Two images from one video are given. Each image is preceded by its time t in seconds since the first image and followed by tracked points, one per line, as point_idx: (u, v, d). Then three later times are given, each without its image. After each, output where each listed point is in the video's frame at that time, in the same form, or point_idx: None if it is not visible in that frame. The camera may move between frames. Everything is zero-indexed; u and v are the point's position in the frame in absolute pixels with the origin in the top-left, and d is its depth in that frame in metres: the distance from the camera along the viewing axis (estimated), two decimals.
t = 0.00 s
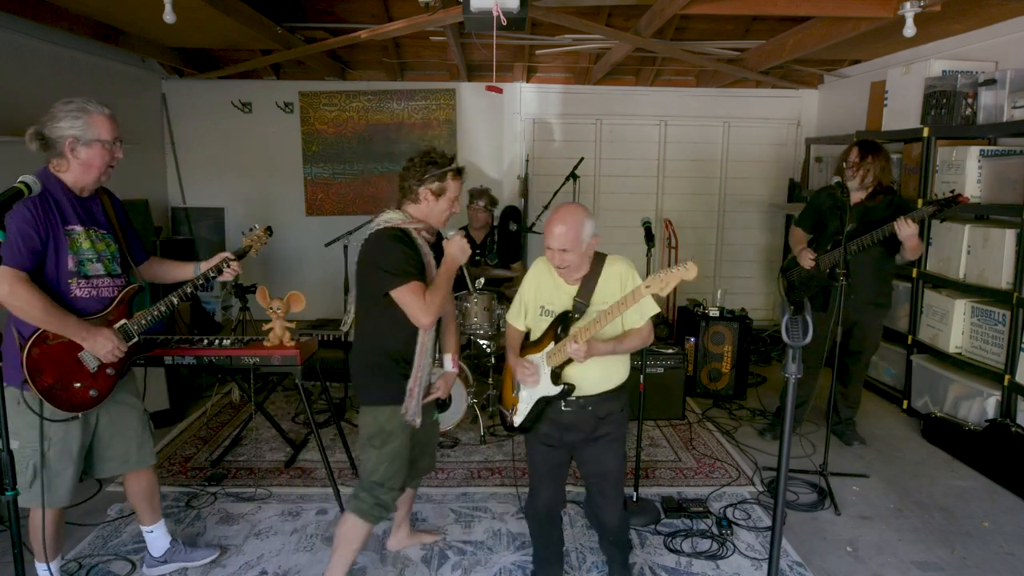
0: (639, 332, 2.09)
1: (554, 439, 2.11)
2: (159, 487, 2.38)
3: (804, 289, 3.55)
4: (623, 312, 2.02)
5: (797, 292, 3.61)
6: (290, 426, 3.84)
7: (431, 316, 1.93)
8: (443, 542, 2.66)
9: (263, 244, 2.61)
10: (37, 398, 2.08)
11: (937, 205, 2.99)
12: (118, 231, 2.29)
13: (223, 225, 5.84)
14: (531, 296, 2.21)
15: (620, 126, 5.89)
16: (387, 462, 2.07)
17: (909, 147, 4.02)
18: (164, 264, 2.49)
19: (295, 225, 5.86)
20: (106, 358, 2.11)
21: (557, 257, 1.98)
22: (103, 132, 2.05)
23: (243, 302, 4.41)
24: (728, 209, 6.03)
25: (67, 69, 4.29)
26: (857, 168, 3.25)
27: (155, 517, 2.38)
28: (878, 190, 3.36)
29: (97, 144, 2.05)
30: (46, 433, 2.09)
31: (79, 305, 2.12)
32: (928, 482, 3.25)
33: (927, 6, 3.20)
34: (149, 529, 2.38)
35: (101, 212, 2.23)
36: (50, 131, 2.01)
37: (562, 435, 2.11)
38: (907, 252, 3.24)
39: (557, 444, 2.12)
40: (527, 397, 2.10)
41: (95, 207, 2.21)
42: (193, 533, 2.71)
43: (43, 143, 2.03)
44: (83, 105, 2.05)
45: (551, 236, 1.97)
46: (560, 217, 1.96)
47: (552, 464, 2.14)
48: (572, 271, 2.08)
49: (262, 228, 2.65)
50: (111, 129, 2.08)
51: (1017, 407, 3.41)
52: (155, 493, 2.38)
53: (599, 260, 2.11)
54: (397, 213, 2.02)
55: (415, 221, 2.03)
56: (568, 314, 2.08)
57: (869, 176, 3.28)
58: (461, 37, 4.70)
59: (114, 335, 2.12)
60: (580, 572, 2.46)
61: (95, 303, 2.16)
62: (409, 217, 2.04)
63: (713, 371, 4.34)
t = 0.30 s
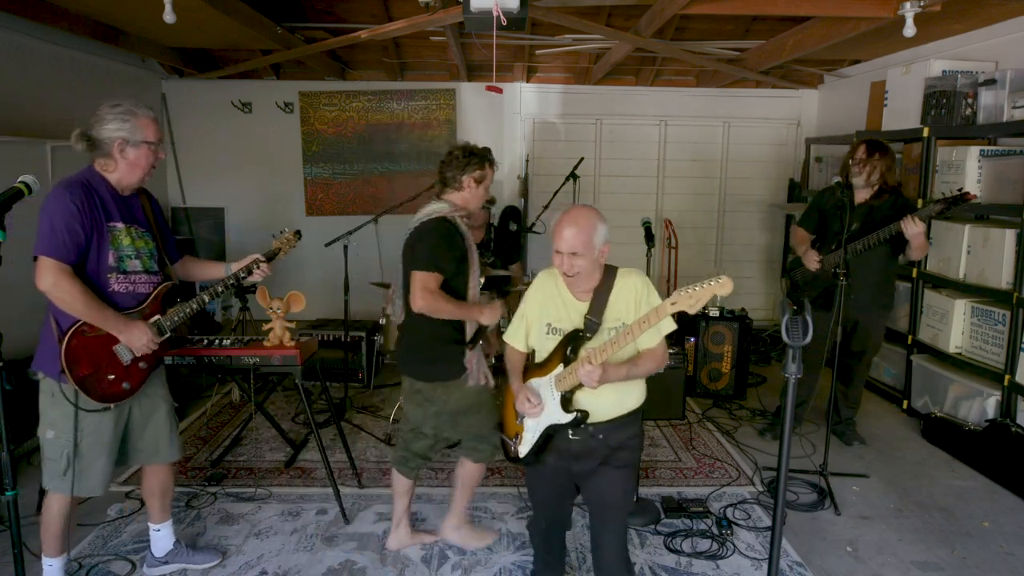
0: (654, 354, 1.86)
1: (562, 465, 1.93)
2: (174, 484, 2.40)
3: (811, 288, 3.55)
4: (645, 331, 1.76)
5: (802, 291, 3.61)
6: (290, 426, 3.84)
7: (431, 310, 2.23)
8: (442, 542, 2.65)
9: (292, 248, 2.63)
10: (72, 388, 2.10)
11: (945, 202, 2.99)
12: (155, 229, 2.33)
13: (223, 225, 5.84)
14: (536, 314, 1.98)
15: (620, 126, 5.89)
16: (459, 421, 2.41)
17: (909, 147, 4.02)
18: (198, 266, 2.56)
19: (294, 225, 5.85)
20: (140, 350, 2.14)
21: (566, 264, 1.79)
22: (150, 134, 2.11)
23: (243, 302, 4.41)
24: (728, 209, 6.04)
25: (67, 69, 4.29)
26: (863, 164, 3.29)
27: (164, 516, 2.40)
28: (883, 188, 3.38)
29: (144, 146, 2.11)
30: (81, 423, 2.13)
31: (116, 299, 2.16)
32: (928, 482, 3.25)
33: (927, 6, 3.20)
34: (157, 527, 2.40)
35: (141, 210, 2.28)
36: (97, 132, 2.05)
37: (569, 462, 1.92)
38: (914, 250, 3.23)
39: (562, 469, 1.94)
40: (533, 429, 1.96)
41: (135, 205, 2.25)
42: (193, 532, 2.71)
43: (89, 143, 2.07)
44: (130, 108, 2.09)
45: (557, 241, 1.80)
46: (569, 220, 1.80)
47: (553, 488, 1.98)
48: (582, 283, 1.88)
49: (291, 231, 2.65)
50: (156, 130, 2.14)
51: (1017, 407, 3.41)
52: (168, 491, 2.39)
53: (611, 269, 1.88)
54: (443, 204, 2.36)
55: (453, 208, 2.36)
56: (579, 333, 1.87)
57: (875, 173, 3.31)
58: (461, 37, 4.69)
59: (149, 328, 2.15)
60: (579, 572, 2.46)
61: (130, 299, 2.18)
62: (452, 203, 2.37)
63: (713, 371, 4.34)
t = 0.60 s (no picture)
0: (672, 356, 1.67)
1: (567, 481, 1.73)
2: (180, 482, 2.39)
3: (807, 289, 3.55)
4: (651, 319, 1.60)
5: (799, 291, 3.61)
6: (290, 426, 3.84)
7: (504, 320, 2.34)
8: (442, 542, 2.66)
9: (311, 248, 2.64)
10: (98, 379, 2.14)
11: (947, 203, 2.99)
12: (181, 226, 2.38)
13: (223, 225, 5.84)
14: (543, 318, 1.84)
15: (620, 126, 5.89)
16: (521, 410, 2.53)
17: (909, 147, 4.02)
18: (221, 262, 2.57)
19: (294, 225, 5.85)
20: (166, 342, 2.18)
21: (570, 263, 1.67)
22: (175, 133, 2.17)
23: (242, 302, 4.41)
24: (728, 209, 6.03)
25: (67, 69, 4.29)
26: (861, 166, 3.29)
27: (167, 515, 2.39)
28: (881, 188, 3.38)
29: (170, 144, 2.17)
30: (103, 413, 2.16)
31: (143, 293, 2.20)
32: (928, 482, 3.25)
33: (927, 6, 3.20)
34: (159, 526, 2.40)
35: (167, 208, 2.33)
36: (125, 132, 2.12)
37: (576, 477, 1.72)
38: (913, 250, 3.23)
39: (569, 488, 1.73)
40: (539, 439, 1.78)
41: (162, 203, 2.31)
42: (193, 533, 2.71)
43: (118, 143, 2.15)
44: (155, 107, 2.16)
45: (561, 238, 1.68)
46: (572, 215, 1.68)
47: (554, 511, 1.76)
48: (591, 283, 1.73)
49: (311, 230, 2.66)
50: (181, 129, 2.20)
51: (1017, 407, 3.41)
52: (174, 488, 2.39)
53: (620, 269, 1.73)
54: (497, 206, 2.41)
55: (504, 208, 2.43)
56: (585, 331, 1.71)
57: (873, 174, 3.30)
58: (461, 37, 4.69)
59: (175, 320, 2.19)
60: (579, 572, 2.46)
61: (157, 293, 2.22)
62: (500, 202, 2.44)
63: (713, 371, 4.34)
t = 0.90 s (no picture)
0: (643, 366, 1.62)
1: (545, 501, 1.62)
2: (182, 481, 2.39)
3: (797, 286, 3.58)
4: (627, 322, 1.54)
5: (789, 290, 3.63)
6: (290, 426, 3.84)
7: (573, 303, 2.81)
8: (443, 542, 2.66)
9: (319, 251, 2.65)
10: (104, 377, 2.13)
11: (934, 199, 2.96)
12: (191, 228, 2.38)
13: (223, 225, 5.84)
14: (508, 329, 1.72)
15: (620, 126, 5.89)
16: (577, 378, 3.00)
17: (909, 147, 4.02)
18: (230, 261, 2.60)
19: (294, 225, 5.85)
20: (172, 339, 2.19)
21: (536, 264, 1.58)
22: (186, 134, 2.17)
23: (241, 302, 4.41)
24: (728, 209, 6.03)
25: (66, 69, 4.29)
26: (848, 161, 3.27)
27: (168, 516, 2.39)
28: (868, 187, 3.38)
29: (180, 145, 2.17)
30: (109, 411, 2.16)
31: (150, 292, 2.20)
32: (928, 482, 3.25)
33: (927, 6, 3.20)
34: (160, 526, 2.40)
35: (178, 209, 2.32)
36: (137, 132, 2.13)
37: (547, 494, 1.62)
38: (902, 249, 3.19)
39: (540, 505, 1.63)
40: (507, 453, 1.63)
41: (173, 203, 2.30)
42: (193, 533, 2.71)
43: (130, 143, 2.15)
44: (168, 109, 2.17)
45: (527, 240, 1.59)
46: (539, 216, 1.59)
47: (530, 533, 1.67)
48: (556, 289, 1.64)
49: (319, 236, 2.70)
50: (192, 130, 2.20)
51: (1017, 408, 3.41)
52: (176, 488, 2.39)
53: (588, 277, 1.65)
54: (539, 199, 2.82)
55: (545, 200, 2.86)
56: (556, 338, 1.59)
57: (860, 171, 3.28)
58: (461, 37, 4.69)
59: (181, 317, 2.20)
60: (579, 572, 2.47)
61: (164, 291, 2.22)
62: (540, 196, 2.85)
63: (713, 371, 4.34)
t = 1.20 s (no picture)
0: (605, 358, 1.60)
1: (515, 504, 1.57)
2: (182, 482, 2.40)
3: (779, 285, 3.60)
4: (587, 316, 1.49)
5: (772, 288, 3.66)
6: (290, 426, 3.84)
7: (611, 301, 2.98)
8: (443, 542, 2.66)
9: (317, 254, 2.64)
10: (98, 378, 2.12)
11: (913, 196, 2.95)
12: (189, 229, 2.37)
13: (223, 225, 5.84)
14: (464, 333, 1.68)
15: (620, 126, 5.89)
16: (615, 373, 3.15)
17: (909, 147, 4.02)
18: (227, 263, 2.56)
19: (295, 225, 5.86)
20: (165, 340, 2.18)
21: (492, 268, 1.53)
22: (184, 133, 2.17)
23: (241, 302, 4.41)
24: (728, 209, 6.03)
25: (67, 69, 4.29)
26: (826, 161, 3.30)
27: (168, 515, 2.40)
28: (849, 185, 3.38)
29: (178, 145, 2.17)
30: (104, 412, 2.15)
31: (146, 293, 2.19)
32: (928, 482, 3.25)
33: (927, 6, 3.20)
34: (160, 526, 2.40)
35: (176, 210, 2.32)
36: (135, 132, 2.13)
37: (516, 500, 1.59)
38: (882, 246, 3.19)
39: (505, 510, 1.61)
40: (470, 460, 1.59)
41: (171, 204, 2.30)
42: (193, 533, 2.71)
43: (129, 143, 2.15)
44: (165, 108, 2.17)
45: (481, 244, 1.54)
46: (491, 218, 1.54)
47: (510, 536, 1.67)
48: (512, 292, 1.59)
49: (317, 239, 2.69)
50: (190, 130, 2.20)
51: (1017, 407, 3.41)
52: (175, 488, 2.39)
53: (545, 276, 1.61)
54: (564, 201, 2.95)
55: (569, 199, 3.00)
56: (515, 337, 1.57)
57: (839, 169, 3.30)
58: (461, 37, 4.69)
59: (176, 319, 2.19)
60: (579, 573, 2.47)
61: (159, 293, 2.22)
62: (565, 198, 2.99)
63: (713, 371, 4.34)
